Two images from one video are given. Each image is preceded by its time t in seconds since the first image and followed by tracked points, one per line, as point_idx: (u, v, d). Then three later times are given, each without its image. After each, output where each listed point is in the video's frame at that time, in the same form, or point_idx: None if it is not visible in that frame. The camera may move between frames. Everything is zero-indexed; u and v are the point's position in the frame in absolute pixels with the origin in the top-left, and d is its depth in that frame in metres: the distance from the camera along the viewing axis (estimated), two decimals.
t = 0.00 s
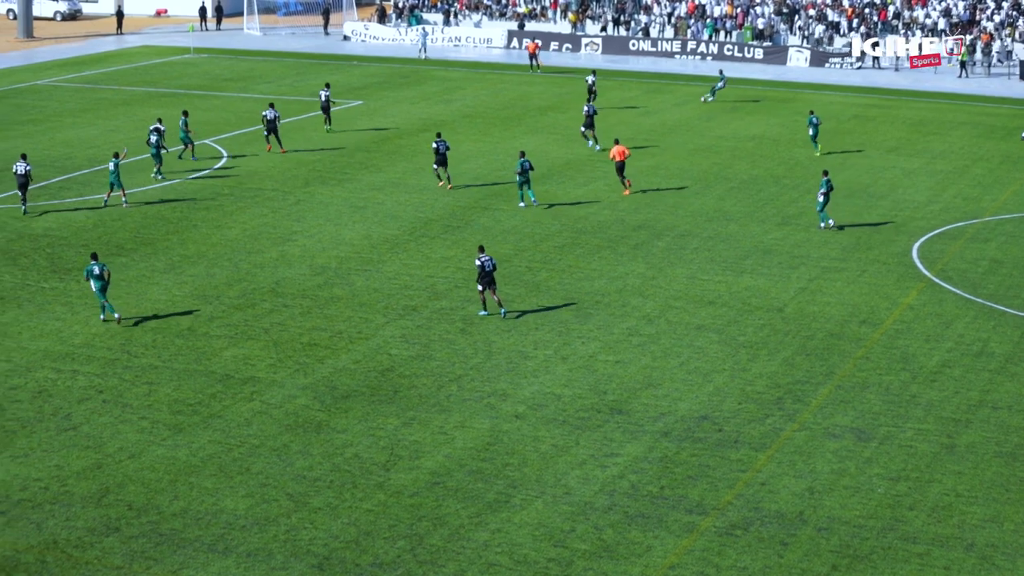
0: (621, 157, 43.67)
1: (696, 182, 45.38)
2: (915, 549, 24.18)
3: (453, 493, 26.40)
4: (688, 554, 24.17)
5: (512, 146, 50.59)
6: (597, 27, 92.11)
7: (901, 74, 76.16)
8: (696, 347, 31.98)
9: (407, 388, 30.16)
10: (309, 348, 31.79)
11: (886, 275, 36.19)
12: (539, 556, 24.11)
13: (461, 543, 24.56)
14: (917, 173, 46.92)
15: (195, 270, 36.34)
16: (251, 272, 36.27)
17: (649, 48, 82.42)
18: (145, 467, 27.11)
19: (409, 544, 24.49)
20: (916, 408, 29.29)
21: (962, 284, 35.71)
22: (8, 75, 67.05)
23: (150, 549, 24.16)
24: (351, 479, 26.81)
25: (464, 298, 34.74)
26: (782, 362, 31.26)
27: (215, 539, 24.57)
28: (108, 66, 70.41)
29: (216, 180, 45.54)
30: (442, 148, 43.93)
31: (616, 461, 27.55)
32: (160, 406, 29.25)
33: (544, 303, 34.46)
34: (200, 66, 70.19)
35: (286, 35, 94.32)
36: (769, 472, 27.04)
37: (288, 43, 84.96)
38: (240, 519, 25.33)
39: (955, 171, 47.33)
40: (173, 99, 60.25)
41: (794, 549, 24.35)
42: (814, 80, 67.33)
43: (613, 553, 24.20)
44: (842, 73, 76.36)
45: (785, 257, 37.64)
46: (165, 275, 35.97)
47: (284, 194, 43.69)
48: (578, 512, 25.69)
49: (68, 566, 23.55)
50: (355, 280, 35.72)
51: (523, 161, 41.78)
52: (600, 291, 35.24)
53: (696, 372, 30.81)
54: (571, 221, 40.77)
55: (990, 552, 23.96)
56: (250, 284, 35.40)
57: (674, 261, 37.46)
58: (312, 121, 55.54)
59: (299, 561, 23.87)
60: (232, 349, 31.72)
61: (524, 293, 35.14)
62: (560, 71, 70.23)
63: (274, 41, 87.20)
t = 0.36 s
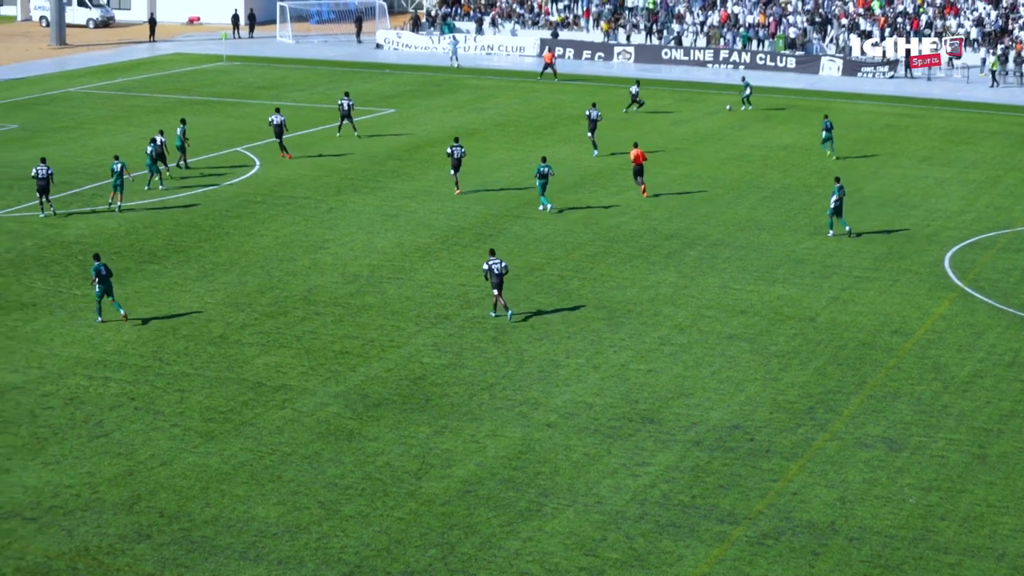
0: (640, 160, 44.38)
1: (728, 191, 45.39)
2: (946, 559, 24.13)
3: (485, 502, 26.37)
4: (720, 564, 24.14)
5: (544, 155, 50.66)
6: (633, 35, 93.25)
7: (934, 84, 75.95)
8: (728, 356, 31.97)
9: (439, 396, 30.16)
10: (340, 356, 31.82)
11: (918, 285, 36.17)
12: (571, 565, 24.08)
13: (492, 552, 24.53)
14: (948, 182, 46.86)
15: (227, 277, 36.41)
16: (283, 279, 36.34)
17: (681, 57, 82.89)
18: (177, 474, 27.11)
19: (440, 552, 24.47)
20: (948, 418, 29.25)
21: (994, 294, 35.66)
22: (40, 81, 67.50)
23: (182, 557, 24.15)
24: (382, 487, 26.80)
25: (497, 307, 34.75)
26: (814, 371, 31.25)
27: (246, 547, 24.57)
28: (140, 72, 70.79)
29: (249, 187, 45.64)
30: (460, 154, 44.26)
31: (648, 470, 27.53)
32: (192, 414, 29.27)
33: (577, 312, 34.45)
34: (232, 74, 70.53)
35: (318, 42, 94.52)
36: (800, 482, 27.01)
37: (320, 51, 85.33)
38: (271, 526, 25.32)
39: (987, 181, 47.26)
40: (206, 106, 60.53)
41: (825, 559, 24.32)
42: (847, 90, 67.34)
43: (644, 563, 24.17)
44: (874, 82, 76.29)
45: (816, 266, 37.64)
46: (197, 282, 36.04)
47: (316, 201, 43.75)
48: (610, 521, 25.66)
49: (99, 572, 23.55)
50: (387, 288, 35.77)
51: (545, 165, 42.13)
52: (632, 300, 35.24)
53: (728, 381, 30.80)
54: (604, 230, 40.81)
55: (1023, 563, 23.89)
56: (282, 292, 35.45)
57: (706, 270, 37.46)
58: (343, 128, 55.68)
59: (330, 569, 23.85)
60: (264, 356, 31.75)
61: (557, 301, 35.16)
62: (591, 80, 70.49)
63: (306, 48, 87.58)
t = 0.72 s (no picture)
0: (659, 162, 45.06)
1: (762, 199, 45.43)
2: (982, 568, 24.00)
3: (519, 508, 26.29)
4: (754, 571, 24.04)
5: (579, 163, 50.86)
6: (668, 42, 93.44)
7: (971, 91, 76.02)
8: (764, 364, 31.96)
9: (474, 402, 30.16)
10: (376, 362, 31.86)
11: (953, 294, 36.12)
12: (606, 572, 23.99)
13: (527, 558, 24.44)
14: (983, 191, 46.78)
15: (262, 283, 36.53)
16: (318, 285, 36.45)
17: (718, 64, 83.30)
18: (211, 479, 27.08)
19: (474, 558, 24.40)
20: (983, 427, 29.17)
21: None
22: (78, 88, 68.28)
23: (216, 562, 24.09)
24: (417, 493, 26.75)
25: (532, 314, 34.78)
26: (849, 379, 31.22)
27: (280, 552, 24.51)
28: (177, 79, 71.43)
29: (285, 193, 45.81)
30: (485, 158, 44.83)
31: (683, 477, 27.45)
32: (227, 419, 29.29)
33: (613, 319, 34.47)
34: (269, 81, 71.03)
35: (354, 49, 95.10)
36: (835, 490, 26.92)
37: (356, 57, 85.92)
38: (306, 532, 25.26)
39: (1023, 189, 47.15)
40: (242, 113, 61.00)
41: (860, 567, 24.21)
42: (884, 97, 67.47)
43: (679, 570, 24.07)
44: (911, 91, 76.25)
45: (852, 274, 37.64)
46: (232, 288, 36.15)
47: (352, 207, 43.86)
48: (644, 528, 25.58)
49: None
50: (422, 295, 35.85)
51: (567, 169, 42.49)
52: (668, 307, 35.28)
53: (763, 389, 30.77)
54: (640, 237, 40.90)
55: None
56: (317, 298, 35.53)
57: (741, 277, 37.46)
58: (379, 134, 55.92)
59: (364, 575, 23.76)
60: (299, 362, 31.80)
61: (592, 308, 35.21)
62: (625, 86, 70.78)
63: (342, 55, 87.96)
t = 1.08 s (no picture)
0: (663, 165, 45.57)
1: (787, 205, 45.44)
2: None
3: (543, 514, 26.23)
4: None
5: (604, 168, 50.94)
6: (692, 47, 93.97)
7: (997, 98, 76.12)
8: (788, 370, 31.96)
9: (498, 408, 30.18)
10: (400, 368, 31.89)
11: (978, 301, 36.10)
12: None
13: (551, 564, 24.37)
14: (1008, 198, 46.69)
15: (287, 288, 36.65)
16: (343, 290, 36.56)
17: (744, 70, 83.81)
18: (235, 484, 27.06)
19: (498, 564, 24.36)
20: (1008, 434, 29.11)
21: None
22: (103, 93, 68.59)
23: (240, 567, 24.05)
24: (441, 499, 26.71)
25: (557, 319, 34.81)
26: (874, 386, 31.21)
27: (305, 558, 24.48)
28: (203, 83, 71.71)
29: (311, 198, 45.88)
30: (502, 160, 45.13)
31: (707, 483, 27.41)
32: (251, 424, 29.31)
33: (638, 325, 34.49)
34: (294, 86, 71.16)
35: (378, 54, 95.17)
36: (858, 497, 26.86)
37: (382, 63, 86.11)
38: (330, 537, 25.22)
39: None
40: (267, 117, 61.18)
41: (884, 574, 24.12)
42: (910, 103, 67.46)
43: None
44: (936, 97, 76.61)
45: (877, 281, 37.65)
46: (257, 293, 36.24)
47: (377, 213, 43.93)
48: (668, 534, 25.51)
49: None
50: (447, 301, 35.92)
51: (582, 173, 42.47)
52: (693, 313, 35.30)
53: (787, 396, 30.75)
54: (665, 243, 40.93)
55: None
56: (342, 303, 35.61)
57: (765, 283, 37.46)
58: (404, 139, 56.00)
59: None
60: (324, 367, 31.86)
61: (617, 314, 35.23)
62: (649, 92, 70.87)
63: (369, 60, 88.38)
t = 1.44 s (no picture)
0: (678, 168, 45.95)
1: (820, 211, 45.53)
2: None
3: (577, 519, 26.01)
4: None
5: (636, 173, 51.12)
6: (727, 53, 93.22)
7: None
8: (821, 376, 31.99)
9: (532, 413, 30.18)
10: (434, 373, 31.96)
11: (1011, 308, 36.06)
12: None
13: (584, 569, 24.11)
14: None
15: (321, 292, 36.85)
16: (377, 294, 36.79)
17: (778, 76, 83.60)
18: (268, 488, 26.91)
19: (531, 568, 24.09)
20: None
21: None
22: (139, 96, 69.11)
23: (272, 570, 23.84)
24: (474, 504, 26.52)
25: (590, 324, 34.92)
26: (907, 393, 31.19)
27: (337, 561, 24.24)
28: (238, 87, 72.13)
29: (345, 202, 46.07)
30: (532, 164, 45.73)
31: (740, 489, 27.23)
32: (285, 428, 29.31)
33: (671, 330, 34.57)
34: (329, 90, 71.49)
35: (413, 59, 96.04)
36: (892, 503, 26.64)
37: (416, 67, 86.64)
38: (363, 541, 24.98)
39: None
40: (301, 121, 61.50)
41: None
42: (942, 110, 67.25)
43: None
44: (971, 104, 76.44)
45: (910, 288, 37.67)
46: (291, 297, 36.43)
47: (410, 218, 44.12)
48: (701, 540, 25.26)
49: None
50: (480, 306, 36.10)
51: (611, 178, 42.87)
52: (726, 319, 35.38)
53: (820, 402, 30.73)
54: (698, 249, 41.07)
55: None
56: (376, 308, 35.82)
57: (799, 290, 37.51)
58: (439, 144, 56.23)
59: None
60: (357, 372, 31.95)
61: (651, 319, 35.33)
62: (681, 98, 71.18)
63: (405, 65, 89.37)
